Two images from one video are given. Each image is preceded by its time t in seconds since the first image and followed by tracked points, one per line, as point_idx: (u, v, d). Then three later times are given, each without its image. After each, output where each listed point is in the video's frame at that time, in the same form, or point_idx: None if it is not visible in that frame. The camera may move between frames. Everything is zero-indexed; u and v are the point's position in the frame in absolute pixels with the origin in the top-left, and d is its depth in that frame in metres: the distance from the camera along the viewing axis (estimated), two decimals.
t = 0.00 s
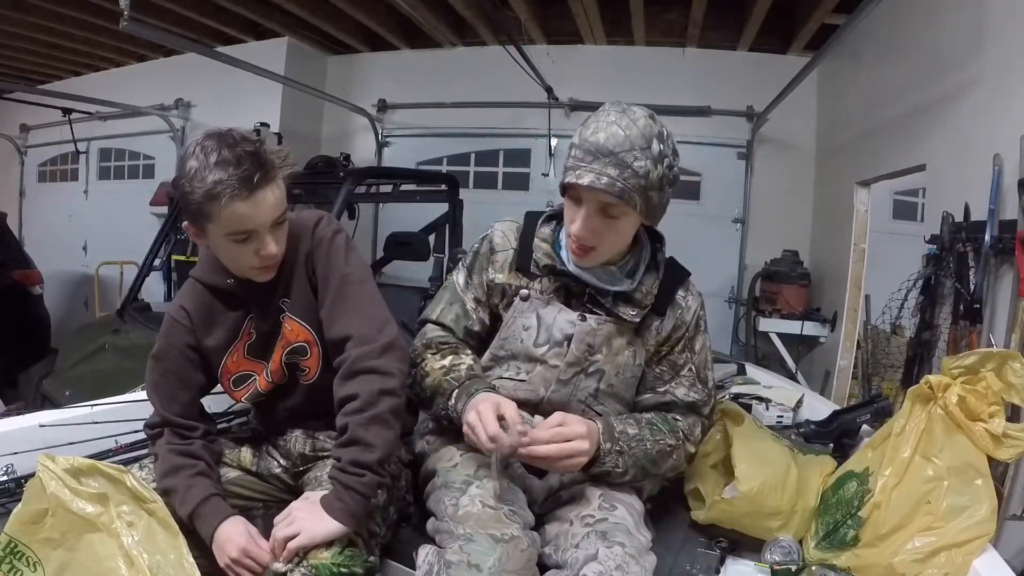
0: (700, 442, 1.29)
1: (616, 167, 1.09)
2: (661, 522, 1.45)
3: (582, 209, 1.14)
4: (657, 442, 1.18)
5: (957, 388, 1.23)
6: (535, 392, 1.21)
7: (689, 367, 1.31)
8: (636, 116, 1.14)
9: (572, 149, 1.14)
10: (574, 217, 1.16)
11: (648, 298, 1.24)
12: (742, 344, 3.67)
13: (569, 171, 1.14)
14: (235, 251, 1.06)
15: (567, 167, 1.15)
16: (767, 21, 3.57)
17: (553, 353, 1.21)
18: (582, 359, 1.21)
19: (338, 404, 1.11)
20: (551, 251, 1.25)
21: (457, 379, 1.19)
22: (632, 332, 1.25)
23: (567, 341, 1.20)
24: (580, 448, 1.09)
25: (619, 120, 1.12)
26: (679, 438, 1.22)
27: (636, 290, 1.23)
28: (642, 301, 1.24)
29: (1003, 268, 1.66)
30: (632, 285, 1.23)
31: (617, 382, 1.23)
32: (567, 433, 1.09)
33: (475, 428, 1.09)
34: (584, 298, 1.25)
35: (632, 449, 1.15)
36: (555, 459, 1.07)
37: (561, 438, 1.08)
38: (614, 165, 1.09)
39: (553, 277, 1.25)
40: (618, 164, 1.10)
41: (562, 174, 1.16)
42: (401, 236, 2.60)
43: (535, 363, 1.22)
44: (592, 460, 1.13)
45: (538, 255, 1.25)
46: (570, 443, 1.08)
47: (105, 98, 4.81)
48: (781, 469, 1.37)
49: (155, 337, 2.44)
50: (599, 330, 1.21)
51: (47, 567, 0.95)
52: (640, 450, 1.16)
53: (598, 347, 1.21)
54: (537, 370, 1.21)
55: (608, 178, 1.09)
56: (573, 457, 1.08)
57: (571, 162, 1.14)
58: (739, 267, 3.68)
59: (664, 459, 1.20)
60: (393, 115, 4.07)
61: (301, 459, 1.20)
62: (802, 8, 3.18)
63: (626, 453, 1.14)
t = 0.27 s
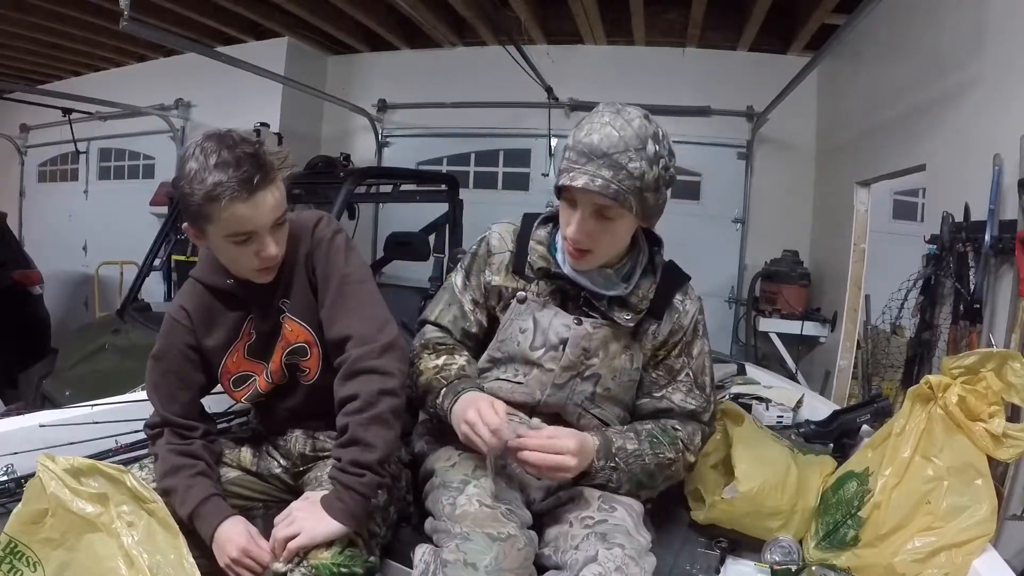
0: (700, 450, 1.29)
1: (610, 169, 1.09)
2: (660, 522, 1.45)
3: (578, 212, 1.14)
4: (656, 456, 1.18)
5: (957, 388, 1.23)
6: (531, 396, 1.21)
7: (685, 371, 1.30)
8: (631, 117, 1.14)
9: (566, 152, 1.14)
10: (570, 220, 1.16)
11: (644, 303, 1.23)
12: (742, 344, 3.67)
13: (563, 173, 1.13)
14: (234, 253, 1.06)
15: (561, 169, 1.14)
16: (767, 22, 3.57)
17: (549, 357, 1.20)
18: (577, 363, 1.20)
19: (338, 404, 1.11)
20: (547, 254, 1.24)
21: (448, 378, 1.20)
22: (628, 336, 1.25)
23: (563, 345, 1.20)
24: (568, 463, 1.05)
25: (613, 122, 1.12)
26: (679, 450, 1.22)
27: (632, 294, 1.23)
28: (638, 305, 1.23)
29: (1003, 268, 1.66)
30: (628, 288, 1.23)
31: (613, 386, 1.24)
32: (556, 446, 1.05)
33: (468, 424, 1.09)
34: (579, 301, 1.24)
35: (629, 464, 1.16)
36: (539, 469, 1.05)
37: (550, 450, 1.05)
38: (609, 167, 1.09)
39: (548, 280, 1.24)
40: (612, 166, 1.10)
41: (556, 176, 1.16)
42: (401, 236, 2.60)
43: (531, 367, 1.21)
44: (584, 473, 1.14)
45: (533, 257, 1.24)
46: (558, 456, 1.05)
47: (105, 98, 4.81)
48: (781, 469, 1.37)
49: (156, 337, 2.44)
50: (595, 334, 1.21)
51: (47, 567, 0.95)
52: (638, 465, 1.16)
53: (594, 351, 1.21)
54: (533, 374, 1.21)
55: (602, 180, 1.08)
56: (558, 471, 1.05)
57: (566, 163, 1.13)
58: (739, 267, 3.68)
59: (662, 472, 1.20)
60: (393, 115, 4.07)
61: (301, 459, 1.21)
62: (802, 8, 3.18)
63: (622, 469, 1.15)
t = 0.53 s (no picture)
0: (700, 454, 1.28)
1: (620, 177, 1.08)
2: (660, 522, 1.45)
3: (583, 219, 1.13)
4: (653, 457, 1.18)
5: (957, 388, 1.23)
6: (530, 398, 1.22)
7: (684, 373, 1.29)
8: (637, 121, 1.13)
9: (572, 158, 1.13)
10: (575, 228, 1.14)
11: (643, 303, 1.22)
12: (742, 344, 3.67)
13: (569, 181, 1.12)
14: (233, 253, 1.06)
15: (567, 177, 1.13)
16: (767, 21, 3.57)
17: (547, 359, 1.21)
18: (576, 365, 1.21)
19: (338, 404, 1.11)
20: (546, 253, 1.24)
21: (443, 374, 1.20)
22: (628, 338, 1.24)
23: (561, 346, 1.21)
24: (553, 460, 1.05)
25: (619, 128, 1.11)
26: (678, 453, 1.22)
27: (631, 295, 1.22)
28: (637, 306, 1.22)
29: (1003, 268, 1.66)
30: (627, 289, 1.22)
31: (612, 388, 1.24)
32: (543, 442, 1.06)
33: (458, 418, 1.09)
34: (578, 302, 1.24)
35: (626, 466, 1.16)
36: (524, 467, 1.05)
37: (536, 447, 1.05)
38: (618, 175, 1.08)
39: (546, 280, 1.25)
40: (621, 173, 1.09)
41: (562, 183, 1.14)
42: (401, 236, 2.60)
43: (529, 368, 1.22)
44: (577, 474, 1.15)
45: (531, 257, 1.24)
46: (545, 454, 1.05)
47: (105, 98, 4.81)
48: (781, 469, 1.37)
49: (156, 337, 2.44)
50: (594, 335, 1.21)
51: (47, 567, 0.95)
52: (635, 465, 1.16)
53: (593, 354, 1.21)
54: (531, 374, 1.22)
55: (612, 189, 1.08)
56: (544, 469, 1.05)
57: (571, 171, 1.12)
58: (739, 267, 3.68)
59: (660, 475, 1.20)
60: (393, 115, 4.07)
61: (302, 459, 1.21)
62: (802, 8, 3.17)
63: (617, 469, 1.15)
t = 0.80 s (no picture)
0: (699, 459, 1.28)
1: (640, 160, 1.10)
2: (660, 523, 1.45)
3: (599, 205, 1.13)
4: (650, 464, 1.18)
5: (957, 388, 1.23)
6: (528, 401, 1.22)
7: (683, 377, 1.29)
8: (652, 114, 1.16)
9: (590, 141, 1.13)
10: (589, 214, 1.13)
11: (643, 307, 1.23)
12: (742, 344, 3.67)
13: (589, 163, 1.12)
14: (233, 254, 1.06)
15: (585, 160, 1.13)
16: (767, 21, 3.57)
17: (546, 361, 1.21)
18: (574, 369, 1.20)
19: (338, 404, 1.11)
20: (546, 254, 1.24)
21: (434, 374, 1.20)
22: (627, 341, 1.24)
23: (559, 350, 1.20)
24: (541, 465, 1.05)
25: (637, 117, 1.13)
26: (675, 461, 1.21)
27: (633, 299, 1.22)
28: (638, 310, 1.23)
29: (1003, 268, 1.66)
30: (627, 292, 1.22)
31: (610, 391, 1.24)
32: (532, 447, 1.05)
33: (448, 419, 1.09)
34: (578, 304, 1.24)
35: (621, 473, 1.16)
36: (511, 472, 1.05)
37: (524, 452, 1.05)
38: (639, 159, 1.10)
39: (546, 280, 1.24)
40: (641, 158, 1.11)
41: (578, 167, 1.14)
42: (401, 236, 2.60)
43: (529, 370, 1.22)
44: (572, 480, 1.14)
45: (531, 257, 1.24)
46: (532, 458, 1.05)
47: (105, 98, 4.81)
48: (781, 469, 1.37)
49: (156, 337, 2.44)
50: (593, 339, 1.20)
51: (47, 567, 0.95)
52: (631, 473, 1.16)
53: (591, 358, 1.21)
54: (530, 376, 1.22)
55: (633, 171, 1.09)
56: (532, 474, 1.04)
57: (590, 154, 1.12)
58: (739, 267, 3.68)
59: (658, 481, 1.20)
60: (393, 115, 4.07)
61: (302, 459, 1.21)
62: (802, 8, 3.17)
63: (614, 477, 1.15)
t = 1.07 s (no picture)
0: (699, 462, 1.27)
1: (643, 149, 1.11)
2: (661, 523, 1.45)
3: (603, 195, 1.14)
4: (649, 467, 1.18)
5: (957, 388, 1.23)
6: (528, 402, 1.22)
7: (683, 379, 1.29)
8: (652, 110, 1.17)
9: (592, 132, 1.15)
10: (593, 206, 1.14)
11: (644, 310, 1.23)
12: (742, 344, 3.67)
13: (591, 154, 1.13)
14: (233, 254, 1.06)
15: (587, 151, 1.14)
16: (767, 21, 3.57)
17: (545, 364, 1.20)
18: (573, 371, 1.20)
19: (338, 404, 1.11)
20: (546, 256, 1.25)
21: (431, 374, 1.21)
22: (627, 342, 1.24)
23: (559, 352, 1.20)
24: (539, 468, 1.05)
25: (638, 110, 1.14)
26: (674, 465, 1.20)
27: (632, 301, 1.23)
28: (637, 311, 1.23)
29: (1003, 268, 1.66)
30: (628, 293, 1.23)
31: (610, 393, 1.24)
32: (530, 450, 1.05)
33: (446, 420, 1.09)
34: (578, 306, 1.24)
35: (620, 477, 1.16)
36: (509, 475, 1.05)
37: (522, 454, 1.05)
38: (642, 147, 1.11)
39: (546, 282, 1.25)
40: (644, 147, 1.12)
41: (581, 159, 1.15)
42: (401, 236, 2.60)
43: (528, 372, 1.22)
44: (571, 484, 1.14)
45: (531, 258, 1.24)
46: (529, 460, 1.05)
47: (105, 98, 4.81)
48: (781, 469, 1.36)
49: (156, 337, 2.44)
50: (593, 342, 1.20)
51: (47, 567, 0.95)
52: (628, 477, 1.16)
53: (591, 360, 1.21)
54: (530, 379, 1.22)
55: (637, 159, 1.10)
56: (529, 477, 1.05)
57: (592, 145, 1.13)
58: (739, 267, 3.68)
59: (658, 483, 1.20)
60: (393, 115, 4.07)
61: (302, 459, 1.21)
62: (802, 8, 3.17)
63: (613, 481, 1.15)
